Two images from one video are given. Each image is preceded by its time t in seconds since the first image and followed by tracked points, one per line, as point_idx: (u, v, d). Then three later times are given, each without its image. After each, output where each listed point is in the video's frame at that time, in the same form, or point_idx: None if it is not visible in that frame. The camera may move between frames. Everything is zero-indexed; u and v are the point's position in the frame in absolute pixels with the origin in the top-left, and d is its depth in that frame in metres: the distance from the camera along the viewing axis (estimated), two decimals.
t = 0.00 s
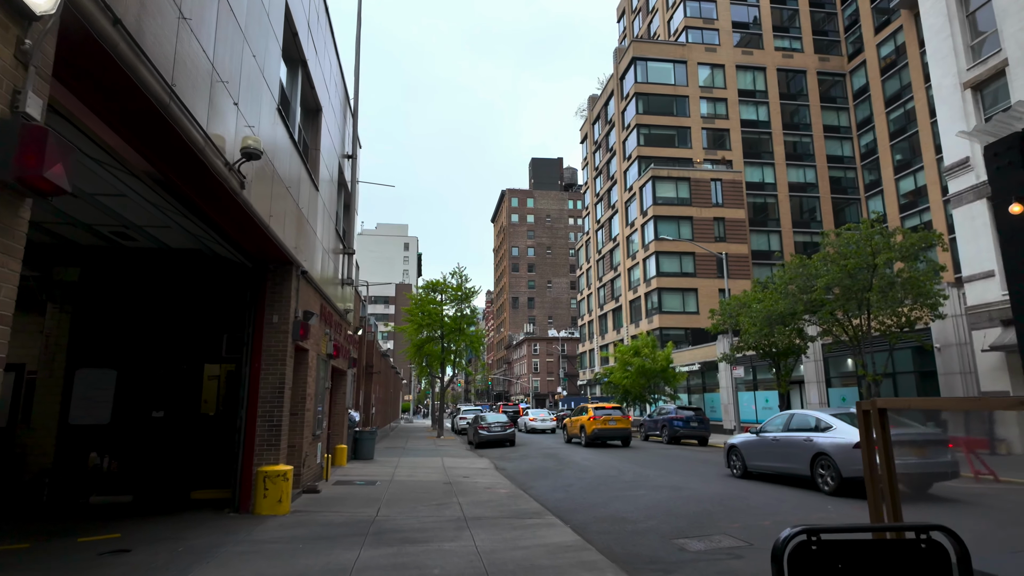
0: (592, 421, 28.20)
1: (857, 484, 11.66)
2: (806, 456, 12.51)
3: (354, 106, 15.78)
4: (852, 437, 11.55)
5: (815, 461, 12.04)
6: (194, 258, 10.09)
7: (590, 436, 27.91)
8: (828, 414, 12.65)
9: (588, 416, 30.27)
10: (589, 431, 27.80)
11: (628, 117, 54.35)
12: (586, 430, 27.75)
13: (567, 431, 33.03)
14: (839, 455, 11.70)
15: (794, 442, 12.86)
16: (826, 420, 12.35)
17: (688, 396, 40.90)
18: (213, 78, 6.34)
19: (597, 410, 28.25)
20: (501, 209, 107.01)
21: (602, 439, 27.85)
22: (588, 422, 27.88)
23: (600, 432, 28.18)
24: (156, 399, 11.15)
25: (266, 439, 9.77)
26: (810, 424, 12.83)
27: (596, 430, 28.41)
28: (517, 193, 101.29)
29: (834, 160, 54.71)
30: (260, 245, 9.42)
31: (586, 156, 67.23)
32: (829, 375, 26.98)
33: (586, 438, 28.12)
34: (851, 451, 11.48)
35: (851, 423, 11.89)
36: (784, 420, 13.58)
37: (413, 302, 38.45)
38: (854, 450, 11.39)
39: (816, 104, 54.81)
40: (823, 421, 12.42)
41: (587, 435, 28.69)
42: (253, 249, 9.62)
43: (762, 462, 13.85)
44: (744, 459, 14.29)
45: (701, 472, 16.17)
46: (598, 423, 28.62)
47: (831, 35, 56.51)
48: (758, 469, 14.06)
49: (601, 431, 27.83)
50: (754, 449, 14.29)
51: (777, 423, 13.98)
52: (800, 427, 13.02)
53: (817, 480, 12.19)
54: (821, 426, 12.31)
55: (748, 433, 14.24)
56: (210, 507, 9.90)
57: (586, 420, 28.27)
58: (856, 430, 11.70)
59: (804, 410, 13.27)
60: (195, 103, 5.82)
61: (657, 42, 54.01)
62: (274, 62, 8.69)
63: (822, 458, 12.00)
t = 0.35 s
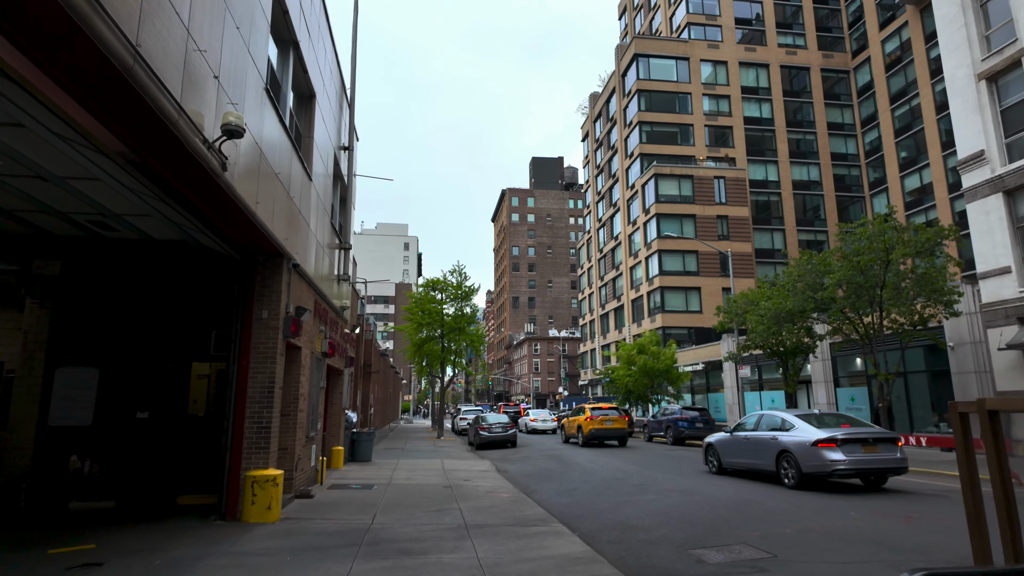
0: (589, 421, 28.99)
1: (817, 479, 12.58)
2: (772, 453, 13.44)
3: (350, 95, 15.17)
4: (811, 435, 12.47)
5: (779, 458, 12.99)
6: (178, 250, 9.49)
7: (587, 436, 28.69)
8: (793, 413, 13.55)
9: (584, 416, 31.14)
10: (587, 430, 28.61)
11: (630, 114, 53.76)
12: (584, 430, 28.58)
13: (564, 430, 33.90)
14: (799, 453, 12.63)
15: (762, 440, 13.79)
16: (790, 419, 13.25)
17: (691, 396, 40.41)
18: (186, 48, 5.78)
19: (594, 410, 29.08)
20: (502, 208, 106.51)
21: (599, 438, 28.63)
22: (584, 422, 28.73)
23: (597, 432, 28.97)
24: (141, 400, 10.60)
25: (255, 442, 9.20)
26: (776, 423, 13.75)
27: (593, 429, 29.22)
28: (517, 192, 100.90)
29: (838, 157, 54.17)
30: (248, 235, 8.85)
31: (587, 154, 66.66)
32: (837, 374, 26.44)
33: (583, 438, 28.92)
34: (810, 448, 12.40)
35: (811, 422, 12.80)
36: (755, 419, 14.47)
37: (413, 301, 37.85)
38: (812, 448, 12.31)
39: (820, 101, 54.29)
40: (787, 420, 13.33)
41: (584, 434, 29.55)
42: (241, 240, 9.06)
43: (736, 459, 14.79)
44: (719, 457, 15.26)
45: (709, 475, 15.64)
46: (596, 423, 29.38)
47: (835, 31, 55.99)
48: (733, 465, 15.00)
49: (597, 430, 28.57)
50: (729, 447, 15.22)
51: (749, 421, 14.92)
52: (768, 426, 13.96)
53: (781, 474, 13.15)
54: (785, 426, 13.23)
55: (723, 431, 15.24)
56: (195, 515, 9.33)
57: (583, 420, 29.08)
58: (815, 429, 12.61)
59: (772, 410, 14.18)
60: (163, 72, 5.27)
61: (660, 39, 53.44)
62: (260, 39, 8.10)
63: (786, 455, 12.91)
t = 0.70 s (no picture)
0: (588, 421, 29.25)
1: (790, 473, 13.55)
2: (750, 449, 14.39)
3: (349, 81, 14.59)
4: (785, 433, 13.43)
5: (755, 454, 13.94)
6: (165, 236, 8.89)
7: (585, 434, 29.01)
8: (769, 412, 14.52)
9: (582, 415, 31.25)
10: (585, 430, 28.87)
11: (633, 111, 53.20)
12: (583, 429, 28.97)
13: (564, 429, 33.72)
14: (774, 449, 13.59)
15: (742, 437, 14.75)
16: (766, 418, 14.21)
17: (696, 396, 39.89)
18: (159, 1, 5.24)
19: (594, 410, 29.49)
20: (503, 207, 106.02)
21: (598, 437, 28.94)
22: (583, 421, 29.04)
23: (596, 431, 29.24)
24: (127, 395, 10.02)
25: (246, 442, 8.65)
26: (754, 421, 14.71)
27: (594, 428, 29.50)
28: (518, 191, 100.51)
29: (843, 154, 53.63)
30: (239, 220, 8.28)
31: (589, 151, 66.10)
32: (847, 373, 25.86)
33: (583, 437, 29.16)
34: (783, 444, 13.37)
35: (785, 421, 13.77)
36: (736, 418, 15.42)
37: (414, 298, 37.35)
38: (785, 444, 13.29)
39: (825, 98, 53.78)
40: (763, 419, 14.31)
41: (583, 433, 29.83)
42: (231, 226, 8.49)
43: (719, 455, 15.71)
44: (704, 453, 16.20)
45: (720, 476, 15.13)
46: (594, 421, 29.60)
47: (840, 27, 55.47)
48: (716, 461, 15.93)
49: (596, 430, 28.87)
50: (713, 444, 16.15)
51: (732, 420, 15.86)
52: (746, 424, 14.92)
53: (758, 469, 14.10)
54: (762, 424, 14.18)
55: (707, 428, 16.15)
56: (183, 518, 8.76)
57: (582, 419, 29.38)
58: (788, 427, 13.57)
59: (751, 409, 15.14)
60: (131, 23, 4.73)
61: (663, 34, 52.88)
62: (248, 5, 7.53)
63: (762, 452, 13.86)
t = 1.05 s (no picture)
0: (588, 421, 29.30)
1: (768, 470, 14.40)
2: (732, 448, 15.25)
3: (346, 70, 14.07)
4: (763, 433, 14.28)
5: (736, 452, 14.78)
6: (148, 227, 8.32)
7: (585, 435, 29.11)
8: (750, 414, 15.37)
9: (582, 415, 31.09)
10: (585, 430, 28.93)
11: (635, 108, 52.64)
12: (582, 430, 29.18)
13: (565, 430, 33.28)
14: (753, 448, 14.45)
15: (724, 436, 15.61)
16: (748, 419, 15.06)
17: (700, 396, 39.29)
18: None
19: (593, 410, 29.61)
20: (503, 207, 105.49)
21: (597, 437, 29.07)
22: (583, 421, 29.18)
23: (595, 432, 29.19)
24: (110, 396, 9.48)
25: (235, 445, 8.10)
26: (736, 422, 15.57)
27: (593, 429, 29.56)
28: (519, 191, 100.06)
29: (848, 152, 53.11)
30: (224, 207, 7.73)
31: (591, 150, 65.53)
32: (856, 373, 25.31)
33: (582, 437, 29.23)
34: (760, 443, 14.25)
35: (764, 421, 14.62)
36: (720, 418, 16.30)
37: (415, 297, 36.81)
38: (763, 443, 14.16)
39: (829, 95, 53.28)
40: (745, 419, 15.16)
41: (583, 433, 29.74)
42: (218, 214, 7.96)
43: (704, 453, 16.56)
44: (691, 452, 17.06)
45: (730, 479, 14.63)
46: (593, 421, 29.49)
47: (844, 24, 54.95)
48: (701, 459, 16.80)
49: (596, 430, 28.94)
50: (699, 443, 17.02)
51: (716, 420, 16.71)
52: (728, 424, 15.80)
53: (739, 467, 14.96)
54: (742, 424, 15.05)
55: (693, 428, 17.00)
56: (168, 527, 8.21)
57: (581, 419, 29.49)
58: (767, 427, 14.43)
59: (735, 410, 15.97)
60: None
61: (666, 31, 52.36)
62: None
63: (742, 451, 14.74)
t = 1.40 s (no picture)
0: (589, 421, 29.02)
1: (754, 469, 15.18)
2: (719, 448, 16.04)
3: (344, 57, 13.50)
4: (749, 433, 15.03)
5: (724, 452, 15.56)
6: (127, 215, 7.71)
7: (586, 436, 28.79)
8: (737, 414, 16.15)
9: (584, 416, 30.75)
10: (585, 430, 28.69)
11: (639, 105, 52.02)
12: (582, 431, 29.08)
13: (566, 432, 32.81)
14: (739, 447, 15.25)
15: (712, 436, 16.38)
16: (734, 420, 15.86)
17: (706, 396, 38.65)
18: None
19: (594, 411, 29.33)
20: (505, 207, 104.95)
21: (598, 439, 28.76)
22: (583, 422, 28.91)
23: (596, 433, 28.83)
24: (92, 396, 8.88)
25: (220, 451, 7.50)
26: (724, 422, 16.34)
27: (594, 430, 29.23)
28: (521, 190, 99.52)
29: (854, 150, 52.46)
30: (209, 192, 7.14)
31: (594, 148, 64.95)
32: (868, 372, 24.71)
33: (583, 438, 28.94)
34: (746, 443, 15.03)
35: (750, 422, 15.38)
36: (708, 418, 17.12)
37: (416, 297, 36.27)
38: (747, 443, 14.97)
39: (835, 92, 52.62)
40: (731, 420, 15.95)
41: (584, 435, 29.37)
42: (202, 201, 7.38)
43: (694, 453, 17.29)
44: (681, 451, 17.85)
45: (743, 482, 14.08)
46: (594, 423, 29.09)
47: (850, 20, 54.26)
48: (691, 458, 17.60)
49: (596, 431, 28.61)
50: (689, 443, 17.82)
51: (705, 420, 17.47)
52: (716, 425, 16.62)
53: (726, 465, 15.73)
54: (729, 425, 15.85)
55: (683, 428, 17.75)
56: (150, 537, 7.64)
57: (582, 420, 29.35)
58: (752, 427, 15.19)
59: (722, 411, 16.71)
60: None
61: (670, 27, 51.75)
62: None
63: (728, 450, 15.53)
